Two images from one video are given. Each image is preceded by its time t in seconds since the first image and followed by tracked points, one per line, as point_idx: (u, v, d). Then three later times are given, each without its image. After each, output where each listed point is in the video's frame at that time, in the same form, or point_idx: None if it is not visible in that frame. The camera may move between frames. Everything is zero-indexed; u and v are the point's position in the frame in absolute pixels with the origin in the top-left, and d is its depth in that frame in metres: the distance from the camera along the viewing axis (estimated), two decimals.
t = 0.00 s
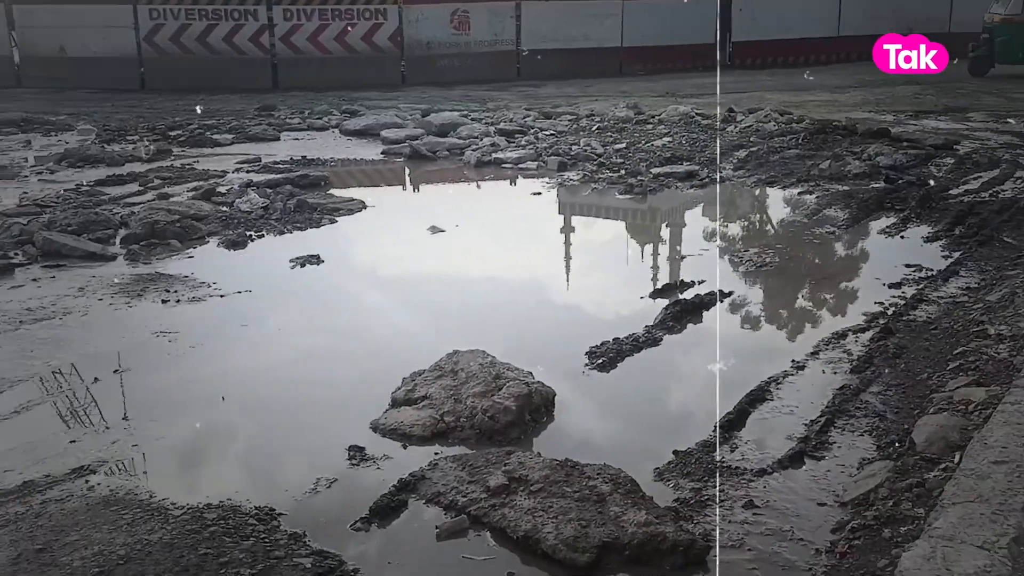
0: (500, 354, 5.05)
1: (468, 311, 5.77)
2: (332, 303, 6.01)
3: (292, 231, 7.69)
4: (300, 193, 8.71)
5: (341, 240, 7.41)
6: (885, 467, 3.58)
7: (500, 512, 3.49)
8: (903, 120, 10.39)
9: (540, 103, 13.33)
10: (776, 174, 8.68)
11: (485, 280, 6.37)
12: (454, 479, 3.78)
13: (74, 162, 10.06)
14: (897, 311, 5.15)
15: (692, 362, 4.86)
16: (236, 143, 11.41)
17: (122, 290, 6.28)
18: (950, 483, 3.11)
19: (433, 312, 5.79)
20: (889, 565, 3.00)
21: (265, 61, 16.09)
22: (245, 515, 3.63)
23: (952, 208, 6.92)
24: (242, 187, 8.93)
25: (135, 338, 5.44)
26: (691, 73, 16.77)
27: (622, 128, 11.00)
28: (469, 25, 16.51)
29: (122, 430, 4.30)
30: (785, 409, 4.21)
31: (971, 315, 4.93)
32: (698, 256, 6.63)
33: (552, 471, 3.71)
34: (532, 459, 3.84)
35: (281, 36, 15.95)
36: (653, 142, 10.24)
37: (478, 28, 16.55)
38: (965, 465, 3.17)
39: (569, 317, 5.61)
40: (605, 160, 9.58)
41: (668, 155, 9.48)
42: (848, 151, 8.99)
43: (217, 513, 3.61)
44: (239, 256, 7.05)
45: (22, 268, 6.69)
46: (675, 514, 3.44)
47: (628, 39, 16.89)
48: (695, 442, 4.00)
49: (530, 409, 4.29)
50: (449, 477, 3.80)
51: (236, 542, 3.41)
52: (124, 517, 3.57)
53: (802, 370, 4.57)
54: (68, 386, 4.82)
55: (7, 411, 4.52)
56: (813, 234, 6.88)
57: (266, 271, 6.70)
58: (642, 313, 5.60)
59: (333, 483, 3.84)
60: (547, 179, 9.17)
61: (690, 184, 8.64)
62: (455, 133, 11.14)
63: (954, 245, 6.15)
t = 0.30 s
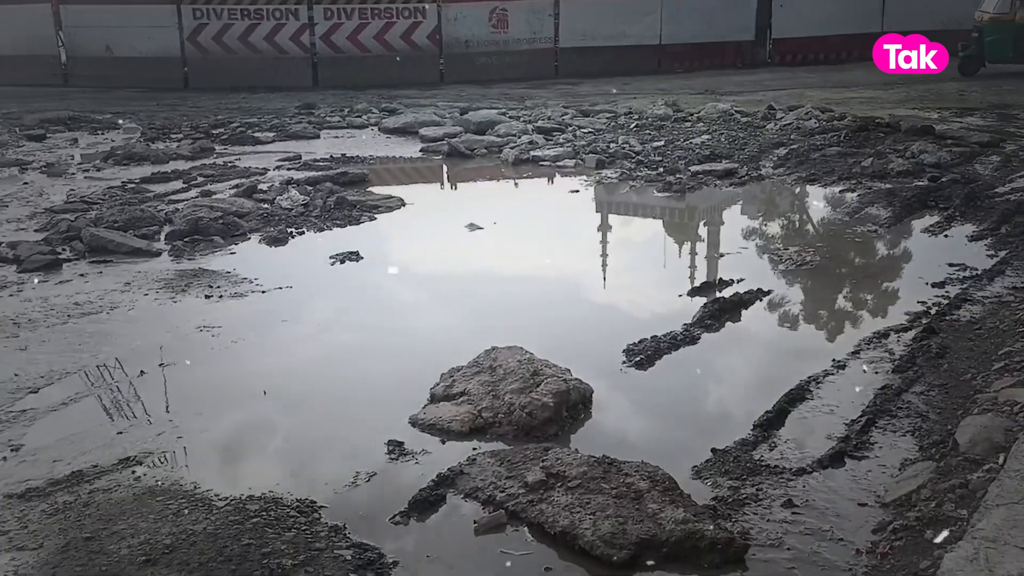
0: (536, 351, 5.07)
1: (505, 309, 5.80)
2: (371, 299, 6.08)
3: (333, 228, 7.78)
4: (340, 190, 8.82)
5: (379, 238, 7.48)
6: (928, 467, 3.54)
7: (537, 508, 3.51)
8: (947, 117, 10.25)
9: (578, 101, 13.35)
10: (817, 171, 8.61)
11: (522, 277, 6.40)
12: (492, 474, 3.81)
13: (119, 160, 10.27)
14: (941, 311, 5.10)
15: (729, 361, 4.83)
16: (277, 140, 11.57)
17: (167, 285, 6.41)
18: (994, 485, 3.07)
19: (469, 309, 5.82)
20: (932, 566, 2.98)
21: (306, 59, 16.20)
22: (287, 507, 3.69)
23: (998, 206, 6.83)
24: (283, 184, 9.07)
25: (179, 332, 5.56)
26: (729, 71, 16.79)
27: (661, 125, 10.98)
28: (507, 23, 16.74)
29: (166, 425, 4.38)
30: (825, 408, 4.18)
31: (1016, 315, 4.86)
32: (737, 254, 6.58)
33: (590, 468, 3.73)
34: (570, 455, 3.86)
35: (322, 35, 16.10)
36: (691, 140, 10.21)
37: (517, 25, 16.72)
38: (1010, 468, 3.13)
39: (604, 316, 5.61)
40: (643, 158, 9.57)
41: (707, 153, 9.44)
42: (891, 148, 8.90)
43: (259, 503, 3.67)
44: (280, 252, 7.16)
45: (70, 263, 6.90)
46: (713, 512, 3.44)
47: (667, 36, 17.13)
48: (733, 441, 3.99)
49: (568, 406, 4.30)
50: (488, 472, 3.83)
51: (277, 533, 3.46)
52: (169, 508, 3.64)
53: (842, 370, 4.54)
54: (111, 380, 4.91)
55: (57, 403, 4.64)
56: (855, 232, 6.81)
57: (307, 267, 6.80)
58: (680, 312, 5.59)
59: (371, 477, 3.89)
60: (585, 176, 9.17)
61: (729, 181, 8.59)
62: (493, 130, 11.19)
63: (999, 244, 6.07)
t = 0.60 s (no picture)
0: (580, 349, 5.06)
1: (550, 306, 5.81)
2: (417, 294, 6.14)
3: (380, 223, 7.86)
4: (388, 186, 8.90)
5: (425, 233, 7.54)
6: (982, 472, 3.49)
7: (582, 505, 3.52)
8: (1005, 115, 10.03)
9: (624, 98, 13.31)
10: (868, 170, 8.49)
11: (567, 275, 6.41)
12: (537, 470, 3.82)
13: (172, 155, 10.46)
14: (996, 314, 5.01)
15: (776, 361, 4.79)
16: (326, 137, 11.72)
17: (217, 279, 6.53)
18: None
19: (513, 306, 5.84)
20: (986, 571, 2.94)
21: (354, 56, 16.37)
22: (334, 499, 3.75)
23: None
24: (331, 180, 9.18)
25: (229, 325, 5.66)
26: (777, 68, 16.64)
27: (709, 123, 10.90)
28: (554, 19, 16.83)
29: (215, 416, 4.47)
30: (875, 410, 4.13)
31: None
32: (785, 254, 6.49)
33: (636, 465, 3.73)
34: (615, 453, 3.86)
35: (370, 32, 16.23)
36: (739, 137, 10.11)
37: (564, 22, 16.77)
38: None
39: (649, 315, 5.58)
40: (691, 156, 9.50)
41: (755, 151, 9.35)
42: (945, 147, 8.74)
43: (307, 495, 3.74)
44: (328, 247, 7.25)
45: (125, 256, 7.07)
46: (760, 512, 3.42)
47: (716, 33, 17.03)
48: (781, 441, 3.95)
49: (613, 404, 4.30)
50: (533, 468, 3.85)
51: (325, 524, 3.52)
52: (220, 497, 3.73)
53: (893, 372, 4.48)
54: (163, 371, 5.02)
55: (112, 392, 4.76)
56: (908, 232, 6.70)
57: (354, 262, 6.88)
58: (726, 311, 5.55)
59: (417, 471, 3.93)
60: (632, 174, 9.13)
61: (778, 179, 8.49)
62: (540, 127, 11.20)
63: None
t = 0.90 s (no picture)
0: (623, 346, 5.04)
1: (593, 303, 5.79)
2: (460, 289, 6.16)
3: (424, 218, 7.91)
4: (432, 180, 8.96)
5: (468, 228, 7.57)
6: None
7: (624, 503, 3.51)
8: None
9: (670, 94, 13.25)
10: (919, 168, 8.35)
11: (609, 271, 6.39)
12: (579, 467, 3.83)
13: (222, 147, 10.64)
14: None
15: (821, 361, 4.72)
16: (372, 131, 11.83)
17: (264, 271, 6.63)
18: None
19: (555, 302, 5.83)
20: None
21: (399, 52, 16.51)
22: (376, 491, 3.78)
23: None
24: (377, 174, 9.27)
25: (275, 317, 5.75)
26: (826, 65, 16.46)
27: (756, 120, 10.80)
28: (601, 15, 16.72)
29: (260, 407, 4.53)
30: (924, 413, 4.06)
31: None
32: (832, 253, 6.39)
33: (679, 464, 3.71)
34: (657, 451, 3.84)
35: (417, 27, 16.34)
36: (787, 134, 9.99)
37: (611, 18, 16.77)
38: None
39: (692, 313, 5.54)
40: (737, 153, 9.42)
41: (803, 148, 9.24)
42: (999, 146, 8.57)
43: (350, 486, 3.78)
44: (372, 241, 7.31)
45: (175, 247, 7.20)
46: (805, 514, 3.38)
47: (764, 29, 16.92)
48: (826, 443, 3.90)
49: (656, 402, 4.28)
50: (575, 464, 3.85)
51: (368, 515, 3.56)
52: (265, 486, 3.78)
53: (944, 375, 4.40)
54: (211, 361, 5.11)
55: (161, 381, 4.86)
56: (960, 232, 6.58)
57: (398, 256, 6.94)
58: (771, 310, 5.48)
59: (459, 466, 3.95)
60: (677, 171, 9.07)
61: (826, 177, 8.37)
62: (585, 123, 11.18)
63: None
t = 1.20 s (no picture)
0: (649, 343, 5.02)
1: (620, 300, 5.77)
2: (487, 284, 6.17)
3: (452, 213, 7.91)
4: (460, 175, 8.95)
5: (496, 223, 7.57)
6: None
7: (649, 501, 3.50)
8: None
9: (700, 91, 13.13)
10: (954, 166, 8.20)
11: (637, 268, 6.35)
12: (605, 464, 3.81)
13: (252, 141, 10.70)
14: None
15: (851, 360, 4.67)
16: (400, 126, 11.84)
17: (293, 264, 6.67)
18: None
19: (582, 299, 5.82)
20: None
21: (430, 47, 16.77)
22: (402, 485, 3.80)
23: None
24: (405, 169, 9.28)
25: (304, 310, 5.79)
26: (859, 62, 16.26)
27: (787, 117, 10.68)
28: (631, 11, 16.92)
29: (288, 399, 4.57)
30: (956, 415, 4.00)
31: None
32: (864, 252, 6.31)
33: (705, 463, 3.68)
34: (683, 449, 3.82)
35: (446, 23, 16.56)
36: (819, 131, 9.87)
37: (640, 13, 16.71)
38: None
39: (719, 311, 5.50)
40: (767, 150, 9.31)
41: (835, 145, 9.12)
42: None
43: (376, 480, 3.79)
44: (400, 236, 7.33)
45: (205, 240, 7.26)
46: (833, 516, 3.34)
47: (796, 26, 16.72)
48: (856, 444, 3.85)
49: (682, 399, 4.25)
50: (600, 462, 3.84)
51: (393, 509, 3.57)
52: (292, 479, 3.81)
53: (976, 376, 4.34)
54: (239, 354, 5.15)
55: (190, 372, 4.91)
56: (996, 232, 6.46)
57: (425, 250, 6.96)
58: (800, 309, 5.42)
59: (484, 461, 3.96)
60: (706, 168, 8.98)
61: (858, 175, 8.28)
62: (613, 119, 11.12)
63: None
